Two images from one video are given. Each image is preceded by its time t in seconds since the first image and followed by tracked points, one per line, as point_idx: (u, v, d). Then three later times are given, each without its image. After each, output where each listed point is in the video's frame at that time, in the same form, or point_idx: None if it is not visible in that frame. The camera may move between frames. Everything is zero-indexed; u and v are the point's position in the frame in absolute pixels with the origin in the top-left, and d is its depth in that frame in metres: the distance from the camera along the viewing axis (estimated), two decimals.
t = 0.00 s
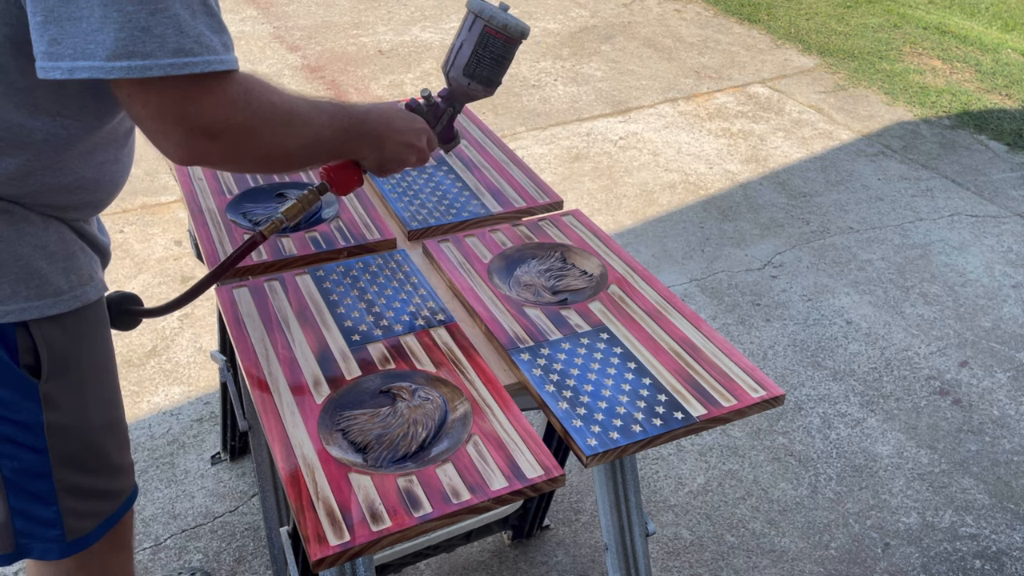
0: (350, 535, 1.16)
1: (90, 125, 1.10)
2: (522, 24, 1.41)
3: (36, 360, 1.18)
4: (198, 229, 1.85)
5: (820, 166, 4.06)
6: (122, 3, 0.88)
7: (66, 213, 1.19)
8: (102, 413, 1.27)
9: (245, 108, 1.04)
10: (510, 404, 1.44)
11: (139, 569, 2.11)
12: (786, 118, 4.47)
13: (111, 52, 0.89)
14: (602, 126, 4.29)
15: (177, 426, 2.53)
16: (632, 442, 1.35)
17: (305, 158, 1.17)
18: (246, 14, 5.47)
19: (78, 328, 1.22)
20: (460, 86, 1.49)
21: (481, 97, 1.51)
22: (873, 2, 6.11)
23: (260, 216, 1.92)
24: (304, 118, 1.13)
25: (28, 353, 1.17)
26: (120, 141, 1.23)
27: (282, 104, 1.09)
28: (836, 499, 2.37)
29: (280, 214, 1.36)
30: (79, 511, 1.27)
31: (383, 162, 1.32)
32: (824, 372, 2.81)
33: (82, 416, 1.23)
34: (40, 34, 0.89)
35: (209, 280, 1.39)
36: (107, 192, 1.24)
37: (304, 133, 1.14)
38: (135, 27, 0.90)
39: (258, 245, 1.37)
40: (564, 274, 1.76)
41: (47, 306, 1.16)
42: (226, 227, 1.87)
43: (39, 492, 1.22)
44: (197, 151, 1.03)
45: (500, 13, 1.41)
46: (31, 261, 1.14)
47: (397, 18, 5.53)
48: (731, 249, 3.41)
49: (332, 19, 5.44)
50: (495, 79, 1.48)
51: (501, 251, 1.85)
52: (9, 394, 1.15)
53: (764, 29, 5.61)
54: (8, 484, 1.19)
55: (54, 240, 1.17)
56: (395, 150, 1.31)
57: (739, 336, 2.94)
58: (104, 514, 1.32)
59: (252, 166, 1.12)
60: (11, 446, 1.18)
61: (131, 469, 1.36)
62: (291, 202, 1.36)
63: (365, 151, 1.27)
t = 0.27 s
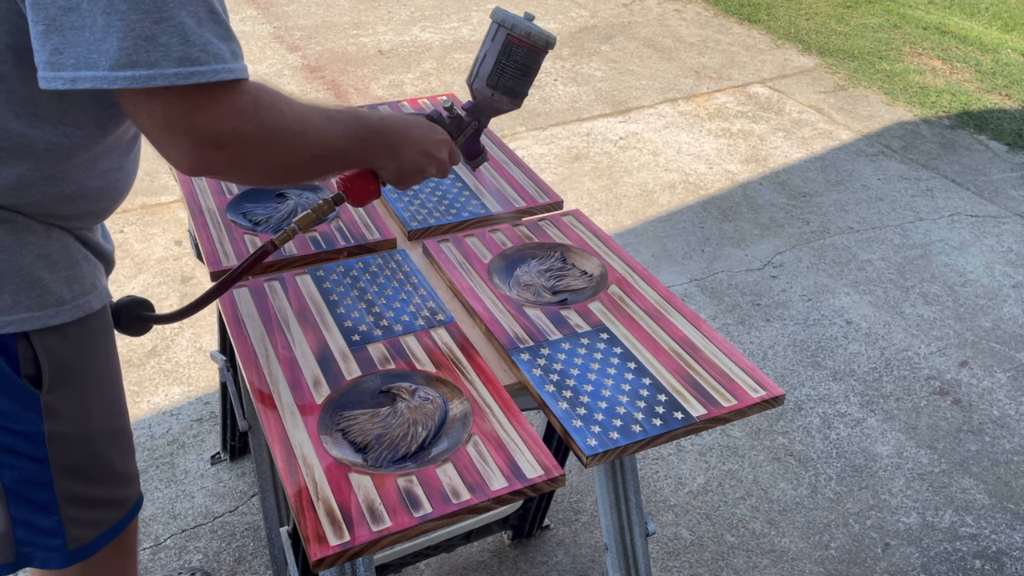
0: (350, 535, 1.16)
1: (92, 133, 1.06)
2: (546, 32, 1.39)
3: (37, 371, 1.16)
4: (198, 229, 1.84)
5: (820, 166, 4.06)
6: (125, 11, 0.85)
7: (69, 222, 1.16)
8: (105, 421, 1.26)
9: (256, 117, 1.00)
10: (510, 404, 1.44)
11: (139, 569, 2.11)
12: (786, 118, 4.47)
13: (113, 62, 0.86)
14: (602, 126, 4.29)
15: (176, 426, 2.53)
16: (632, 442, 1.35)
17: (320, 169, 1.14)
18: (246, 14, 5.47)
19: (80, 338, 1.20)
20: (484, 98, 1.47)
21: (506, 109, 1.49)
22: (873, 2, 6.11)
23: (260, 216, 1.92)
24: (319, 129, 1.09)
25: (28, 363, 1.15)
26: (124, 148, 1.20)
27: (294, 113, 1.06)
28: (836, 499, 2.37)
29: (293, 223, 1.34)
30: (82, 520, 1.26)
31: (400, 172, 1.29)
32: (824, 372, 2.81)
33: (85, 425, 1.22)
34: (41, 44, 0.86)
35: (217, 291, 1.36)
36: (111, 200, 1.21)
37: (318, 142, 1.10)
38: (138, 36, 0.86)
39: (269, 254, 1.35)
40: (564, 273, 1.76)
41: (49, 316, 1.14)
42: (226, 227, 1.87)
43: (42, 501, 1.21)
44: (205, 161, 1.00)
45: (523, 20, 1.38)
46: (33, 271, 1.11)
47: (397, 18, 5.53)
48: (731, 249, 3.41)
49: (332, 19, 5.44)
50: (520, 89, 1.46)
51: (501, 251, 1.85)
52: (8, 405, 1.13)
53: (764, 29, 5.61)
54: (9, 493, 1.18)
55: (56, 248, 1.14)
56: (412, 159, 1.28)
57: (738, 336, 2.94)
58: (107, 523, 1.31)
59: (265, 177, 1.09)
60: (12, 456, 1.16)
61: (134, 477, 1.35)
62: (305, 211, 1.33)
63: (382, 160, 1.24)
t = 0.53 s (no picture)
0: (350, 535, 1.16)
1: (93, 148, 1.03)
2: (610, 79, 1.31)
3: (38, 393, 1.13)
4: (198, 229, 1.85)
5: (820, 166, 4.06)
6: (118, 21, 0.80)
7: (74, 240, 1.13)
8: (109, 441, 1.23)
9: (253, 137, 0.95)
10: (510, 404, 1.44)
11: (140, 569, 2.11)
12: (786, 118, 4.47)
13: (105, 75, 0.81)
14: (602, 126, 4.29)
15: (177, 426, 2.53)
16: (632, 442, 1.35)
17: (331, 201, 1.08)
18: (246, 14, 5.46)
19: (84, 359, 1.18)
20: (538, 146, 1.40)
21: (562, 162, 1.40)
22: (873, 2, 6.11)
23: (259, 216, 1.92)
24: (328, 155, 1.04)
25: (29, 385, 1.12)
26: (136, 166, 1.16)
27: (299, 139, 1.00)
28: (836, 499, 2.37)
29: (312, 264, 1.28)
30: (83, 540, 1.24)
31: (434, 219, 1.24)
32: (824, 372, 2.81)
33: (87, 445, 1.19)
34: (34, 56, 0.82)
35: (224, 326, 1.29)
36: (119, 217, 1.18)
37: (327, 170, 1.04)
38: (131, 46, 0.81)
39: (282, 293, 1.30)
40: (564, 273, 1.76)
41: (50, 337, 1.12)
42: (226, 227, 1.88)
43: (41, 521, 1.18)
44: (195, 183, 0.94)
45: (585, 66, 1.32)
46: (34, 291, 1.09)
47: (397, 18, 5.53)
48: (731, 249, 3.41)
49: (332, 19, 5.44)
50: (578, 141, 1.37)
51: (501, 251, 1.85)
52: (8, 427, 1.11)
53: (764, 29, 5.61)
54: (8, 513, 1.15)
55: (60, 266, 1.11)
56: (447, 203, 1.22)
57: (739, 336, 2.94)
58: (110, 542, 1.28)
59: (266, 205, 1.03)
60: (12, 477, 1.14)
61: (139, 496, 1.32)
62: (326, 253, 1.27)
63: (410, 202, 1.18)
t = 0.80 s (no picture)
0: (350, 535, 1.16)
1: (90, 166, 0.99)
2: (676, 128, 1.23)
3: (29, 418, 1.12)
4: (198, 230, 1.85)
5: (820, 166, 4.06)
6: (109, 35, 0.76)
7: (71, 262, 1.10)
8: (102, 466, 1.21)
9: (256, 161, 0.88)
10: (510, 404, 1.44)
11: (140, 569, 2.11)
12: (786, 118, 4.47)
13: (97, 93, 0.77)
14: (602, 127, 4.29)
15: (177, 426, 2.53)
16: (632, 442, 1.35)
17: (348, 239, 1.00)
18: (246, 14, 5.46)
19: (78, 384, 1.16)
20: (595, 198, 1.35)
21: (623, 216, 1.34)
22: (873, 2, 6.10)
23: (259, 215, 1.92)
24: (344, 187, 0.97)
25: (20, 412, 1.11)
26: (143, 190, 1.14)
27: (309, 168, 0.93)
28: (836, 499, 2.37)
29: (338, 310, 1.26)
30: (77, 563, 1.22)
31: (468, 269, 1.17)
32: (824, 372, 2.81)
33: (77, 470, 1.18)
34: (26, 74, 0.79)
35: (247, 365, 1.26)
36: (121, 239, 1.15)
37: (340, 205, 0.96)
38: (122, 63, 0.76)
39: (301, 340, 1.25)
40: (564, 271, 1.76)
41: (43, 362, 1.10)
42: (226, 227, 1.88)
43: (30, 545, 1.17)
44: (189, 208, 0.87)
45: (651, 114, 1.24)
46: (27, 314, 1.06)
47: (397, 18, 5.53)
48: (731, 249, 3.41)
49: (332, 19, 5.44)
50: (641, 194, 1.30)
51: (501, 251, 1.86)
52: None
53: (764, 29, 5.60)
54: None
55: (56, 289, 1.09)
56: (485, 254, 1.16)
57: (738, 336, 2.94)
58: (104, 563, 1.27)
59: (274, 238, 0.95)
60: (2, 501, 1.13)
61: (135, 516, 1.30)
62: (353, 300, 1.24)
63: (441, 248, 1.11)
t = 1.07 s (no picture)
0: (350, 535, 1.16)
1: (90, 183, 1.00)
2: (730, 167, 1.12)
3: (24, 438, 1.11)
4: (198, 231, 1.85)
5: (820, 166, 4.06)
6: (107, 48, 0.75)
7: (71, 278, 1.10)
8: (99, 484, 1.21)
9: (262, 179, 0.86)
10: (510, 404, 1.44)
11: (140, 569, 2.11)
12: (786, 118, 4.47)
13: (97, 107, 0.77)
14: (602, 126, 4.29)
15: (177, 426, 2.53)
16: (632, 442, 1.35)
17: (362, 267, 0.98)
18: (246, 14, 5.46)
19: (74, 403, 1.15)
20: (642, 245, 1.22)
21: (673, 265, 1.21)
22: (873, 2, 6.10)
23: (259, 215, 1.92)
24: (358, 213, 0.95)
25: (15, 432, 1.10)
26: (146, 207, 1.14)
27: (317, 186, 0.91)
28: (836, 499, 2.37)
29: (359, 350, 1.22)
30: None
31: (497, 309, 1.14)
32: (824, 372, 2.81)
33: (73, 488, 1.18)
34: (25, 87, 0.79)
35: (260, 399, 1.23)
36: (121, 256, 1.15)
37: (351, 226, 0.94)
38: (122, 75, 0.76)
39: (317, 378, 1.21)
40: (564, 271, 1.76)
41: (38, 382, 1.09)
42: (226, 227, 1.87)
43: (24, 562, 1.18)
44: (194, 225, 0.85)
45: (703, 153, 1.14)
46: (24, 334, 1.05)
47: (397, 18, 5.53)
48: (731, 249, 3.41)
49: (332, 19, 5.44)
50: (693, 241, 1.18)
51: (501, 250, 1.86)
52: None
53: (764, 29, 5.60)
54: None
55: (54, 307, 1.08)
56: (513, 296, 1.13)
57: (738, 336, 2.94)
58: None
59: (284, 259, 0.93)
60: None
61: (133, 533, 1.30)
62: (379, 340, 1.21)
63: (465, 284, 1.08)
